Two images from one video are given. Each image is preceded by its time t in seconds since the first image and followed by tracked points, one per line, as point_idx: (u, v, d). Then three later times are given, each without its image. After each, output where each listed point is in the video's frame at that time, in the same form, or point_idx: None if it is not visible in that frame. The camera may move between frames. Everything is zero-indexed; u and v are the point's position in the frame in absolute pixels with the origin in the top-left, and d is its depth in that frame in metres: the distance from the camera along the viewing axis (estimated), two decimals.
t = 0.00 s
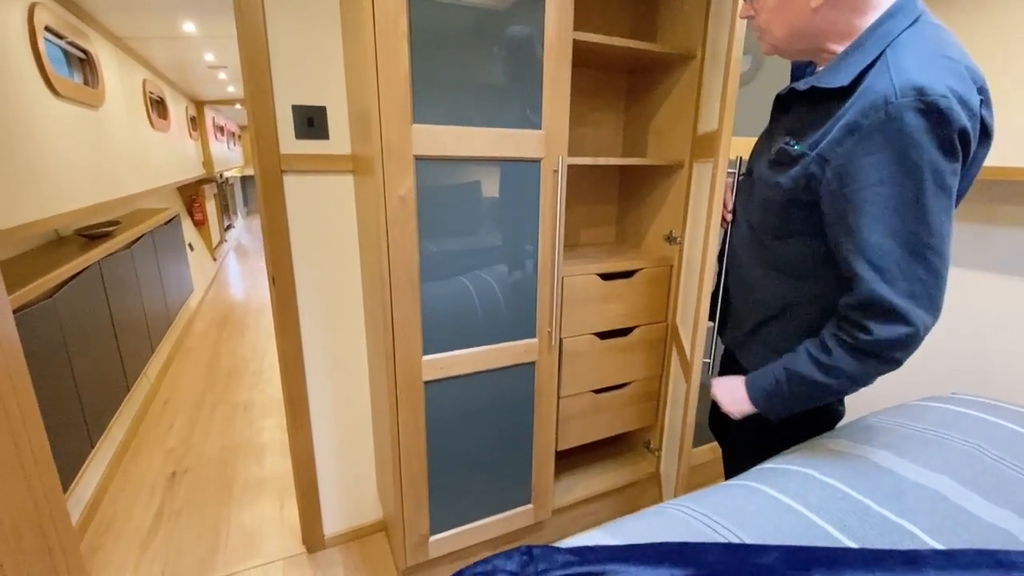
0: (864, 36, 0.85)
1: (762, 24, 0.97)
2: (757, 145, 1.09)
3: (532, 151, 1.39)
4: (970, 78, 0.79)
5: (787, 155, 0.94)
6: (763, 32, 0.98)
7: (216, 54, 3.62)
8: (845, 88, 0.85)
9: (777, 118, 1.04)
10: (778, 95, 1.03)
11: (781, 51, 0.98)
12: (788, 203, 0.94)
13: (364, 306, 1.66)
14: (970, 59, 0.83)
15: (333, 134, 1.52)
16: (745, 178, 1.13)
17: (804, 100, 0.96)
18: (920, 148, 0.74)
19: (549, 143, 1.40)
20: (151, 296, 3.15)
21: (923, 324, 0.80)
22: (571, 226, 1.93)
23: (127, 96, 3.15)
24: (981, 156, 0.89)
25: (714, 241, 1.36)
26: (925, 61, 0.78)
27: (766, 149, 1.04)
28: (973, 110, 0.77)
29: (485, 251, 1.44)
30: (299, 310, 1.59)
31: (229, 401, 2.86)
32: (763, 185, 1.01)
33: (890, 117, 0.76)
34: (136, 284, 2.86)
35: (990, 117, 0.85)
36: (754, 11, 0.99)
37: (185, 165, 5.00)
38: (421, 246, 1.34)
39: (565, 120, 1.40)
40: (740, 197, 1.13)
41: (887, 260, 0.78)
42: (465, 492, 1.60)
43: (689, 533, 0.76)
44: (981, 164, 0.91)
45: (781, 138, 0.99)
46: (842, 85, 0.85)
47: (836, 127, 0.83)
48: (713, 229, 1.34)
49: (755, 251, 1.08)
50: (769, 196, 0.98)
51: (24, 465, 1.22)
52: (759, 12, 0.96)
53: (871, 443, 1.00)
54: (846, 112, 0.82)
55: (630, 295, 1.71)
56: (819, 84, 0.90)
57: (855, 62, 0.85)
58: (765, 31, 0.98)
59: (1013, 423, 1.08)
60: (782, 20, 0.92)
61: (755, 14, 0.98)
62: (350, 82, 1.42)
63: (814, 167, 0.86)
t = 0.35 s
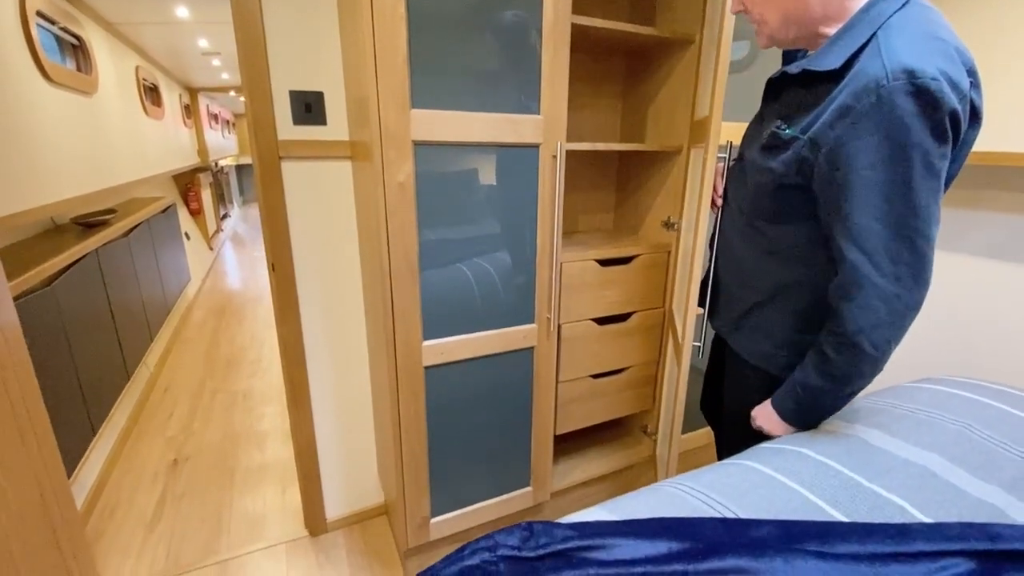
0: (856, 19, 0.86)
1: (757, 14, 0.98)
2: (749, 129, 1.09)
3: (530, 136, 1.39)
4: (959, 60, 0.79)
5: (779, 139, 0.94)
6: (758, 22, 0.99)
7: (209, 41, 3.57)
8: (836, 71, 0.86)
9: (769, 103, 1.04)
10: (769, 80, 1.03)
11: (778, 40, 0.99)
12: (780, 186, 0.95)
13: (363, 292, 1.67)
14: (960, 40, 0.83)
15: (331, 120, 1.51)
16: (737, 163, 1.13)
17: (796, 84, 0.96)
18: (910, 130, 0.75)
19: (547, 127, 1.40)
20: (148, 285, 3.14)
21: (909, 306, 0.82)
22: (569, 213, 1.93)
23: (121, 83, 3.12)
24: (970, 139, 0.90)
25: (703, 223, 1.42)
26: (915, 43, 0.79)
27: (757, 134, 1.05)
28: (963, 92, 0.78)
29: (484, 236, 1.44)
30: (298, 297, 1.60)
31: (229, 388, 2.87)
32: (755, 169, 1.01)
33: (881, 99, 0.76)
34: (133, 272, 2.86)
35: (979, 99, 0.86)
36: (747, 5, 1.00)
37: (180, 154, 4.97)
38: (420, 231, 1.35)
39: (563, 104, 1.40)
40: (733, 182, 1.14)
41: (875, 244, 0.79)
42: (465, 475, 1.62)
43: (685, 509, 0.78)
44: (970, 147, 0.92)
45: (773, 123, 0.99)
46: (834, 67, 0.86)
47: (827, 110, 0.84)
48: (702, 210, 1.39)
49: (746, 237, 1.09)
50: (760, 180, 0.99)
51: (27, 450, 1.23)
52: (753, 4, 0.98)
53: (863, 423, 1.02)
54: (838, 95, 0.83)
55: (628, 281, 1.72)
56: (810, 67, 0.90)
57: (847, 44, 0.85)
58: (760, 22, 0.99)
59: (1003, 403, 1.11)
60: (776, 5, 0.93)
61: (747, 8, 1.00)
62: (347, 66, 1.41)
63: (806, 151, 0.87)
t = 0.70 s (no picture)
0: (845, 9, 0.87)
1: (750, 14, 0.99)
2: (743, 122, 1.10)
3: (529, 126, 1.39)
4: (943, 56, 0.79)
5: (767, 131, 0.95)
6: (751, 22, 1.00)
7: (205, 29, 3.55)
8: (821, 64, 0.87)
9: (760, 95, 1.05)
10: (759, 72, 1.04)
11: (774, 37, 0.99)
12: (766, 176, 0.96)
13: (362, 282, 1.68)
14: (946, 38, 0.83)
15: (329, 109, 1.51)
16: (731, 156, 1.14)
17: (783, 78, 0.98)
18: (885, 121, 0.76)
19: (546, 117, 1.40)
20: (147, 275, 3.15)
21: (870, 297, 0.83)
22: (567, 204, 1.94)
23: (117, 72, 3.10)
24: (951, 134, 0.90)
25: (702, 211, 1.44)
26: (898, 36, 0.79)
27: (749, 126, 1.05)
28: (943, 86, 0.78)
29: (483, 226, 1.45)
30: (298, 287, 1.61)
31: (229, 378, 2.89)
32: (745, 158, 1.02)
33: (859, 90, 0.77)
34: (132, 262, 2.86)
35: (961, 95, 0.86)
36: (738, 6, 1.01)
37: (177, 144, 4.95)
38: (419, 221, 1.35)
39: (561, 94, 1.40)
40: (726, 174, 1.15)
41: (842, 234, 0.80)
42: (464, 463, 1.64)
43: (680, 493, 0.79)
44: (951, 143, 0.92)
45: (763, 115, 1.00)
46: (819, 60, 0.87)
47: (811, 100, 0.84)
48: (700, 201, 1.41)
49: (736, 227, 1.11)
50: (749, 170, 1.00)
51: (30, 438, 1.24)
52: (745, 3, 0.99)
53: (856, 411, 1.03)
54: (820, 85, 0.83)
55: (625, 271, 1.73)
56: (797, 60, 0.91)
57: (836, 34, 0.85)
58: (754, 21, 0.99)
59: (993, 390, 1.12)
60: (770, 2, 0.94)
61: (739, 9, 1.01)
62: (345, 55, 1.40)
63: (790, 141, 0.87)
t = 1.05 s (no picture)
0: (794, 19, 1.01)
1: (722, 25, 1.15)
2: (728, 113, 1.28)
3: (526, 119, 1.39)
4: (851, 71, 0.91)
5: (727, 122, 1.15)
6: (725, 32, 1.16)
7: (200, 21, 3.52)
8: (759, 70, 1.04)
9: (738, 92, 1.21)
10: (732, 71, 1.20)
11: (747, 43, 1.15)
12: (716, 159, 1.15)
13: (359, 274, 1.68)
14: (874, 56, 0.93)
15: (326, 102, 1.51)
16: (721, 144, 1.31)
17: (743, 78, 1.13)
18: (774, 120, 0.93)
19: (544, 110, 1.40)
20: (144, 269, 3.14)
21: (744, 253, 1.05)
22: (564, 197, 1.94)
23: (111, 64, 3.08)
24: (884, 144, 0.98)
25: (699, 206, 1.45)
26: (817, 51, 0.92)
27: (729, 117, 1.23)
28: (843, 98, 0.91)
29: (480, 219, 1.45)
30: (295, 279, 1.61)
31: (226, 372, 2.89)
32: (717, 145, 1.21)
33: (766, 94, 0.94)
34: (128, 256, 2.85)
35: (886, 110, 0.95)
36: (711, 20, 1.18)
37: (172, 137, 4.91)
38: (416, 214, 1.36)
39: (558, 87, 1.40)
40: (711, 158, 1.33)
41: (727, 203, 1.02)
42: (462, 454, 1.66)
43: (674, 481, 0.80)
44: (886, 153, 1.00)
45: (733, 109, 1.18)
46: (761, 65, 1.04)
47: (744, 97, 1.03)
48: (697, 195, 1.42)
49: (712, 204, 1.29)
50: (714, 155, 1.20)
51: (30, 429, 1.25)
52: (717, 18, 1.15)
53: (847, 400, 1.05)
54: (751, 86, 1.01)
55: (622, 264, 1.74)
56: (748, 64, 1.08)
57: (777, 44, 1.02)
58: (727, 32, 1.16)
59: (981, 380, 1.14)
60: (739, 13, 1.10)
61: (712, 22, 1.17)
62: (342, 47, 1.40)
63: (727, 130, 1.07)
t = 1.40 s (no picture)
0: (740, 41, 1.06)
1: (684, 48, 1.20)
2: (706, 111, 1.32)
3: (520, 111, 1.39)
4: (783, 91, 0.93)
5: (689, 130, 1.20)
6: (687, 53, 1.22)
7: (189, 10, 3.47)
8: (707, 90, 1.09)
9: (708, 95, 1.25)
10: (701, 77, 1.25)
11: (708, 63, 1.21)
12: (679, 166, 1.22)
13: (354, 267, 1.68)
14: (808, 73, 0.94)
15: (319, 93, 1.49)
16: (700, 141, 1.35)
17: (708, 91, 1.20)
18: (708, 143, 0.99)
19: (538, 103, 1.40)
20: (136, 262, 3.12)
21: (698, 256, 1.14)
22: (559, 189, 1.94)
23: (99, 53, 3.03)
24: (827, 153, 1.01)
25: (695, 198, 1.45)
26: (750, 74, 0.96)
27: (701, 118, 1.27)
28: (775, 120, 0.93)
29: (475, 211, 1.45)
30: (290, 273, 1.60)
31: (221, 365, 2.88)
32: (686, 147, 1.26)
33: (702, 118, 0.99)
34: (120, 248, 2.83)
35: (824, 122, 0.97)
36: (670, 44, 1.22)
37: (163, 128, 4.86)
38: (411, 207, 1.35)
39: (553, 79, 1.39)
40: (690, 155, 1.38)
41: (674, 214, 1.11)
42: (458, 446, 1.67)
43: (669, 472, 0.81)
44: (834, 158, 1.03)
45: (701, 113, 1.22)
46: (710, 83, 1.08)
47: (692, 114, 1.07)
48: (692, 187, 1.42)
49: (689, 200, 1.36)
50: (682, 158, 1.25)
51: (24, 424, 1.24)
52: (677, 42, 1.20)
53: (838, 392, 1.06)
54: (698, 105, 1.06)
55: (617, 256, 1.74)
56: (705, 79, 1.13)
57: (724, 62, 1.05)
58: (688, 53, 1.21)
59: (969, 370, 1.16)
60: (699, 37, 1.15)
61: (672, 46, 1.22)
62: (335, 37, 1.38)
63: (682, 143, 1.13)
